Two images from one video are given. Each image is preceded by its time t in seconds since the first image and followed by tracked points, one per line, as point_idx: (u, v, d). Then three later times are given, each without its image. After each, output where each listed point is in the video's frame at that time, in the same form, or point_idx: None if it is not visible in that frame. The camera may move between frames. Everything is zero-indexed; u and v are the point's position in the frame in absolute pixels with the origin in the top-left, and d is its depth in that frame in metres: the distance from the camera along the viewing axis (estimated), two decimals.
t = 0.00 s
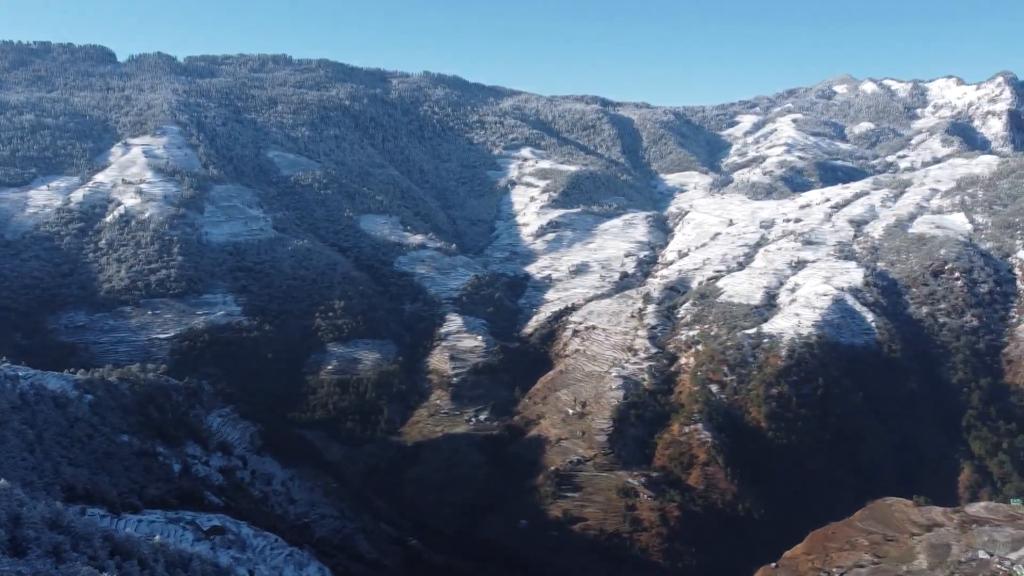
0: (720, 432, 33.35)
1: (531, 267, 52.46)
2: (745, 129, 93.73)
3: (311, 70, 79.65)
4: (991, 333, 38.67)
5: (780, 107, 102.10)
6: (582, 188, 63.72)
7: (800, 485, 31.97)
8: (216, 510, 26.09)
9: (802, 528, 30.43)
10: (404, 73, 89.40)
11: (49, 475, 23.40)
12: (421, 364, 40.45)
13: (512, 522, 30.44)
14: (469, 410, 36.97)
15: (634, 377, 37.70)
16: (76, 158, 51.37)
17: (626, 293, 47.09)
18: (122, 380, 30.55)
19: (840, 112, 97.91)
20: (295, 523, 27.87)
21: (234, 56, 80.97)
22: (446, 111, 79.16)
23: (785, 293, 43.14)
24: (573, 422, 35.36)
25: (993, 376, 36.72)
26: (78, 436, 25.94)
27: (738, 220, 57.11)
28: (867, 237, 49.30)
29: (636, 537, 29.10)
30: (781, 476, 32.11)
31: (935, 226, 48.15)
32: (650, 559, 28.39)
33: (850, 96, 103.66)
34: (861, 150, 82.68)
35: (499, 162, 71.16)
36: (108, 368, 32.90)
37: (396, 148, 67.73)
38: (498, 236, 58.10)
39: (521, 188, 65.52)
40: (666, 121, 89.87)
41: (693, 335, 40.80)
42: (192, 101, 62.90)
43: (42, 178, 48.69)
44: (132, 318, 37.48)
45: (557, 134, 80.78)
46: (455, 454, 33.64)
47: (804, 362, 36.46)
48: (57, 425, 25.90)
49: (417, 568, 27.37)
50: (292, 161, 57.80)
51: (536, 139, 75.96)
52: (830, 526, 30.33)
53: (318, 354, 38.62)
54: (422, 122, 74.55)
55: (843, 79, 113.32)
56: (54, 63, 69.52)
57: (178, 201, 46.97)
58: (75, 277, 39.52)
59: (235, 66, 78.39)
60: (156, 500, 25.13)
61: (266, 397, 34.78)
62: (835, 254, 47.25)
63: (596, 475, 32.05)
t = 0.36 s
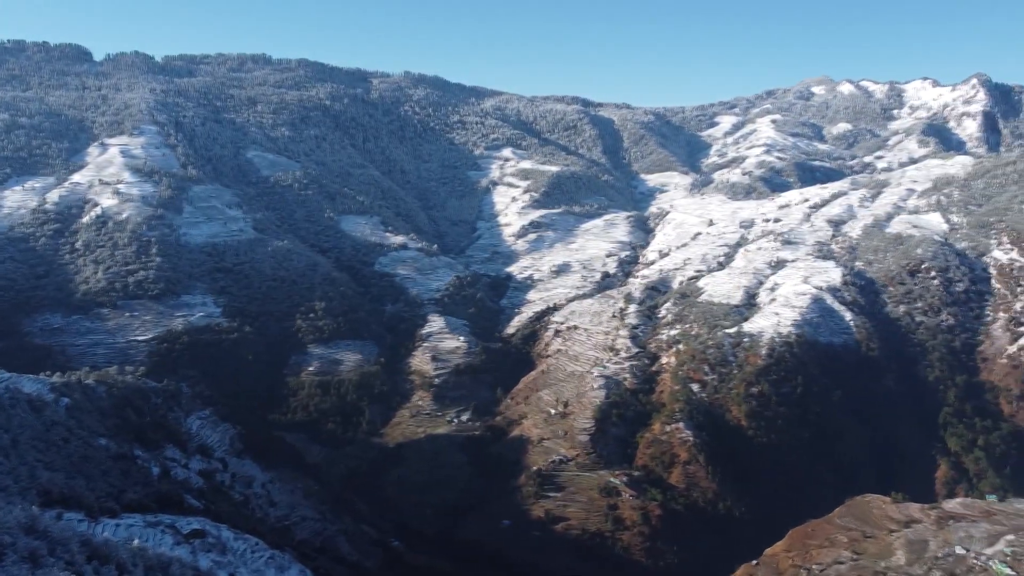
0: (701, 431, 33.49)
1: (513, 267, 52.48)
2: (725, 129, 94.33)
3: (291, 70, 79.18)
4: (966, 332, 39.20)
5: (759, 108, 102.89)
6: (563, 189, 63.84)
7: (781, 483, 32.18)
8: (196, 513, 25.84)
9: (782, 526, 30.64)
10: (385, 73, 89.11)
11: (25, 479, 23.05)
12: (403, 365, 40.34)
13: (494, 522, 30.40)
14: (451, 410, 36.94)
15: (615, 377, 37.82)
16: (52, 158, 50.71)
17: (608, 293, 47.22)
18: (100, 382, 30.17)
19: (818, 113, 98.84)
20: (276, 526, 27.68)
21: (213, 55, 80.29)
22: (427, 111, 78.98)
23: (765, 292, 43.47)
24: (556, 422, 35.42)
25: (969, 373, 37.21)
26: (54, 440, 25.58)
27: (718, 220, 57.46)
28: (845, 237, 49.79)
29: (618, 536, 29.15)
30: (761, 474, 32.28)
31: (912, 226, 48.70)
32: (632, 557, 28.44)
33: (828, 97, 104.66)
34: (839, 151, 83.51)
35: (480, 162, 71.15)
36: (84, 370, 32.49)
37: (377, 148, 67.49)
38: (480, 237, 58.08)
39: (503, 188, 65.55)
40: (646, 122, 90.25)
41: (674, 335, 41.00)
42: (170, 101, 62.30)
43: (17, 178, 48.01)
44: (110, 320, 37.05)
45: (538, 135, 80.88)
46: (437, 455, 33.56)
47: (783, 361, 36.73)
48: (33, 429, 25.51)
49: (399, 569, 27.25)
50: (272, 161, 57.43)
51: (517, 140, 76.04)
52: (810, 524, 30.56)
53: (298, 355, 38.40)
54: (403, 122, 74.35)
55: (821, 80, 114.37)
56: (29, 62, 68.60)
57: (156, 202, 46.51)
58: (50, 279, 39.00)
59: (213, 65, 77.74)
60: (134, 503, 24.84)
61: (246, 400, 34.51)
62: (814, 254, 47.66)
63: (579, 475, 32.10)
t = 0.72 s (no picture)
0: (683, 430, 33.66)
1: (495, 267, 52.51)
2: (706, 130, 94.88)
3: (272, 69, 78.71)
4: (944, 330, 39.72)
5: (739, 109, 103.62)
6: (546, 189, 63.95)
7: (761, 480, 32.39)
8: (177, 516, 25.61)
9: (764, 524, 30.82)
10: (366, 73, 88.81)
11: (2, 484, 22.75)
12: (385, 366, 40.23)
13: (478, 522, 30.34)
14: (434, 411, 36.88)
15: (598, 377, 37.94)
16: (28, 157, 50.07)
17: (590, 293, 47.35)
18: (78, 385, 29.83)
19: (798, 114, 99.68)
20: (258, 528, 27.51)
21: (192, 54, 79.62)
22: (409, 111, 78.78)
23: (746, 291, 43.77)
24: (539, 422, 35.47)
25: (947, 372, 37.67)
26: (31, 443, 25.26)
27: (700, 220, 57.78)
28: (824, 237, 50.24)
29: (601, 535, 29.19)
30: (743, 473, 32.45)
31: (891, 226, 49.21)
32: (615, 557, 28.47)
33: (807, 99, 105.61)
34: (819, 151, 84.27)
35: (462, 162, 71.12)
36: (62, 373, 32.11)
37: (359, 148, 67.24)
38: (462, 237, 58.04)
39: (485, 188, 65.56)
40: (628, 122, 90.58)
41: (657, 334, 41.19)
42: (149, 100, 61.72)
43: None
44: (88, 322, 36.64)
45: (520, 135, 80.94)
46: (420, 456, 33.48)
47: (764, 360, 36.97)
48: (9, 432, 25.17)
49: (382, 571, 27.14)
50: (253, 162, 57.07)
51: (499, 140, 76.07)
52: (791, 521, 30.78)
53: (280, 356, 38.19)
54: (385, 122, 74.13)
55: (800, 81, 115.34)
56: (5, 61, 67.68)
57: (135, 202, 46.06)
58: (27, 280, 38.49)
59: (193, 64, 77.11)
60: (113, 507, 24.58)
61: (227, 402, 34.26)
62: (794, 254, 48.05)
63: (562, 475, 32.15)
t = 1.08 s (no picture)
0: (666, 429, 33.81)
1: (478, 268, 52.48)
2: (688, 130, 95.36)
3: (252, 69, 78.18)
4: (922, 329, 40.21)
5: (720, 109, 104.27)
6: (528, 189, 64.01)
7: (743, 479, 32.57)
8: (158, 519, 25.36)
9: (746, 523, 30.99)
10: (348, 73, 88.42)
11: None
12: (368, 367, 40.09)
13: (461, 523, 30.27)
14: (416, 412, 36.80)
15: (581, 376, 38.04)
16: (4, 157, 49.38)
17: (573, 293, 47.45)
18: (55, 388, 29.46)
19: (778, 114, 100.46)
20: (240, 531, 27.31)
21: (171, 53, 78.91)
22: (391, 111, 78.54)
23: (727, 291, 44.04)
24: (522, 422, 35.50)
25: (925, 370, 38.13)
26: (8, 447, 24.92)
27: (681, 220, 58.07)
28: (804, 237, 50.66)
29: (584, 535, 29.21)
30: (725, 472, 32.62)
31: (870, 226, 49.70)
32: (599, 556, 28.49)
33: (787, 99, 106.48)
34: (799, 152, 84.99)
35: (445, 163, 71.03)
36: (39, 376, 31.69)
37: (340, 148, 66.95)
38: (445, 237, 57.96)
39: (468, 189, 65.50)
40: (610, 123, 90.85)
41: (639, 334, 41.35)
42: (127, 100, 61.10)
43: None
44: (66, 323, 36.19)
45: (503, 135, 80.96)
46: (404, 457, 33.38)
47: (746, 359, 37.20)
48: None
49: (365, 573, 27.01)
50: (233, 162, 56.65)
51: (482, 141, 76.06)
52: (772, 519, 30.97)
53: (261, 358, 37.95)
54: (367, 122, 73.85)
55: (780, 82, 116.25)
56: None
57: (114, 202, 45.58)
58: (2, 282, 37.95)
59: (172, 63, 76.42)
60: (92, 511, 24.30)
61: (207, 404, 33.99)
62: (775, 253, 48.40)
63: (545, 475, 32.18)
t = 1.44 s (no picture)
0: (648, 428, 33.94)
1: (461, 268, 52.45)
2: (670, 131, 95.81)
3: (233, 68, 77.62)
4: (901, 328, 40.69)
5: (702, 110, 104.87)
6: (511, 189, 64.05)
7: (726, 477, 32.72)
8: (137, 523, 25.12)
9: (728, 521, 31.16)
10: (329, 73, 88.01)
11: None
12: (350, 368, 39.96)
13: (444, 523, 30.18)
14: (399, 412, 36.71)
15: (564, 376, 38.14)
16: None
17: (556, 293, 47.55)
18: (33, 391, 29.09)
19: (758, 115, 101.19)
20: (221, 534, 27.13)
21: (150, 52, 78.15)
22: (373, 111, 78.29)
23: (709, 291, 44.31)
24: (505, 422, 35.51)
25: (903, 369, 38.56)
26: None
27: (663, 220, 58.34)
28: (785, 237, 51.05)
29: (568, 534, 29.23)
30: (707, 471, 32.78)
31: (849, 226, 50.17)
32: (582, 555, 28.50)
33: (768, 100, 107.29)
34: (779, 152, 85.68)
35: (427, 163, 70.92)
36: (16, 378, 31.24)
37: (322, 148, 66.63)
38: (428, 237, 57.87)
39: (450, 189, 65.43)
40: (593, 123, 91.09)
41: (622, 334, 41.50)
42: (105, 99, 60.45)
43: None
44: (43, 325, 35.68)
45: (485, 135, 80.97)
46: (387, 458, 33.27)
47: (727, 358, 37.44)
48: None
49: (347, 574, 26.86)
50: (214, 162, 56.22)
51: (464, 141, 76.03)
52: (754, 517, 31.16)
53: (242, 359, 37.70)
54: (349, 122, 73.56)
55: (761, 83, 117.11)
56: None
57: (92, 203, 45.09)
58: None
59: (152, 62, 75.70)
60: (70, 515, 24.03)
61: (188, 406, 33.72)
62: (756, 253, 48.74)
63: (528, 475, 32.19)
